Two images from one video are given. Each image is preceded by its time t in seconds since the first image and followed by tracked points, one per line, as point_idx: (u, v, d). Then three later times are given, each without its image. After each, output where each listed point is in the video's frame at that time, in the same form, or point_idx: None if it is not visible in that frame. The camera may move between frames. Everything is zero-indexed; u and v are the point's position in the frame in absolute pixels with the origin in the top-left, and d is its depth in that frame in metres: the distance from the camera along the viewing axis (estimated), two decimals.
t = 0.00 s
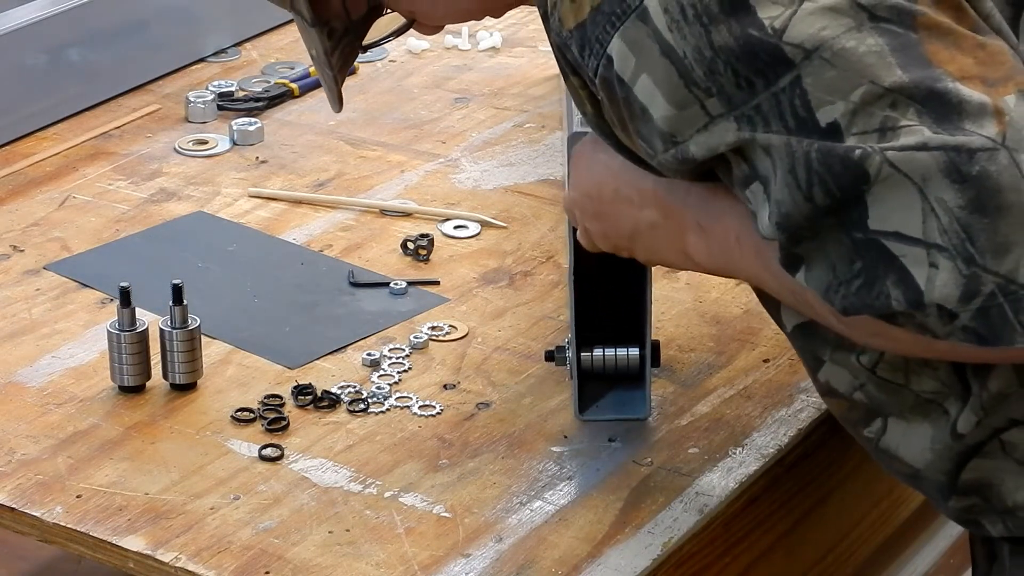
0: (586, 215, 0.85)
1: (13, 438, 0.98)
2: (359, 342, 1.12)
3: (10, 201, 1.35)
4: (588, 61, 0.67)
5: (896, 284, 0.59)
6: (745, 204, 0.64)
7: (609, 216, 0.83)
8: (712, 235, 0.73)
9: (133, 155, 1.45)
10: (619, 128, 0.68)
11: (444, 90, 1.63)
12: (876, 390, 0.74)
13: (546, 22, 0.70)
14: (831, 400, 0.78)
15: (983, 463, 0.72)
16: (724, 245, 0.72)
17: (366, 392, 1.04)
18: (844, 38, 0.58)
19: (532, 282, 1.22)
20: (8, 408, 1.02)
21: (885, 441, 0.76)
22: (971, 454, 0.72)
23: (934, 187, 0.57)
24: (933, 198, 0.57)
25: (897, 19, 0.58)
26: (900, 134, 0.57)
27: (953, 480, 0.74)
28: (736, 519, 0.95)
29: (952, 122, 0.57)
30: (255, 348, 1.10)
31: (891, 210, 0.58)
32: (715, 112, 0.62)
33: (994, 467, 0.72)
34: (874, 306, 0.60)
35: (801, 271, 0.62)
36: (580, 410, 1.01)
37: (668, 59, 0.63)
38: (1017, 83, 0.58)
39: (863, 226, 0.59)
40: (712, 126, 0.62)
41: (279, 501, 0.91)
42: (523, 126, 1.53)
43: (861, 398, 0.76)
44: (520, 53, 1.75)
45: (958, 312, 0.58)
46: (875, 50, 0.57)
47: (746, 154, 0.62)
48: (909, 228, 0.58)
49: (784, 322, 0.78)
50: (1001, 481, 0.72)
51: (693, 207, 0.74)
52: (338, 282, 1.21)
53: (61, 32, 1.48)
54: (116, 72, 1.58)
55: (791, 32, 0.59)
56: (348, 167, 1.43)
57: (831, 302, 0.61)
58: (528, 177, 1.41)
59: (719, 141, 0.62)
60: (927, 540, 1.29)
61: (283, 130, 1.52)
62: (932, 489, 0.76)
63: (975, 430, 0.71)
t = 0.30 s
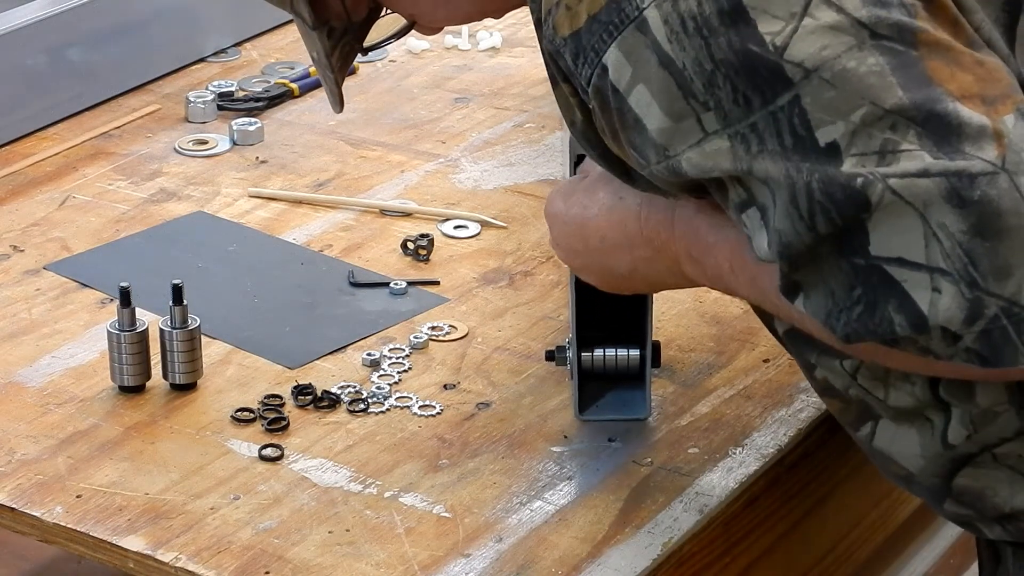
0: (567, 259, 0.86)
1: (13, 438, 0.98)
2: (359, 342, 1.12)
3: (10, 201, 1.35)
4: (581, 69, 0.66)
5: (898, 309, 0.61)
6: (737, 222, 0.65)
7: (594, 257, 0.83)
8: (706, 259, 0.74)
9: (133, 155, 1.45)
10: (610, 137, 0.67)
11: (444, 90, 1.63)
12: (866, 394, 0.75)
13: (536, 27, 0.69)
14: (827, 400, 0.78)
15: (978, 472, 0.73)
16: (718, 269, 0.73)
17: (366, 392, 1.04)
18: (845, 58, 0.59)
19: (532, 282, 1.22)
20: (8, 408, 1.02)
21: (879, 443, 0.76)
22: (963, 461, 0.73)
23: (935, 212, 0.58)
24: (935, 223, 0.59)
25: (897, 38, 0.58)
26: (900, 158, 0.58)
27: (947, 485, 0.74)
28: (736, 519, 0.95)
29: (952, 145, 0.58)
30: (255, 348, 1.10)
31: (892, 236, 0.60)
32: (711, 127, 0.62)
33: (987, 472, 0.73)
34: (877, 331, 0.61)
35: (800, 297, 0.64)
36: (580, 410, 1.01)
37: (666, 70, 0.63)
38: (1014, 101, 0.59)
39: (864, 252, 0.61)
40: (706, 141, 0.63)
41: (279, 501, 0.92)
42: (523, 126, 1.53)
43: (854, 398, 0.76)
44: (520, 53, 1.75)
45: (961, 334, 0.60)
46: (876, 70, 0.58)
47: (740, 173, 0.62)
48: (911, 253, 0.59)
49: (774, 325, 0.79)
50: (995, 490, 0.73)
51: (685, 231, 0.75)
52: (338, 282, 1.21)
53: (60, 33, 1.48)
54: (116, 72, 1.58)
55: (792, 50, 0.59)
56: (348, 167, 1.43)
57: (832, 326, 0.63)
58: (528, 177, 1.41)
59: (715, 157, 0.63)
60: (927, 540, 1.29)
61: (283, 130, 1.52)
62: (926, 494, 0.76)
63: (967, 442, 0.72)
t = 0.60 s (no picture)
0: (556, 273, 0.85)
1: (13, 438, 0.98)
2: (359, 342, 1.12)
3: (10, 201, 1.35)
4: (591, 61, 0.66)
5: (910, 313, 0.60)
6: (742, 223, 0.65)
7: (582, 270, 0.83)
8: (696, 265, 0.74)
9: (132, 155, 1.45)
10: (617, 130, 0.67)
11: (444, 90, 1.63)
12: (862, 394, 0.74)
13: (547, 19, 0.70)
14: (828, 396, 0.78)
15: (984, 468, 0.73)
16: (708, 273, 0.73)
17: (366, 392, 1.04)
18: (864, 60, 0.59)
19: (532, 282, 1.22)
20: (8, 408, 1.02)
21: (883, 439, 0.76)
22: (968, 458, 0.73)
23: (951, 219, 0.59)
24: (951, 230, 0.59)
25: (918, 39, 0.58)
26: (917, 163, 0.58)
27: (951, 482, 0.75)
28: (736, 519, 0.95)
29: (969, 151, 0.58)
30: (255, 348, 1.10)
31: (906, 241, 0.59)
32: (724, 125, 0.62)
33: (992, 469, 0.73)
34: (888, 334, 0.61)
35: (808, 299, 0.63)
36: (580, 410, 1.01)
37: (682, 64, 0.63)
38: None
39: (878, 256, 0.60)
40: (718, 138, 0.62)
41: (279, 501, 0.91)
42: (523, 126, 1.53)
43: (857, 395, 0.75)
44: (520, 53, 1.75)
45: (973, 338, 0.60)
46: (896, 73, 0.58)
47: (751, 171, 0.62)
48: (925, 258, 0.59)
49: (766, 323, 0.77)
50: (999, 486, 0.73)
51: (672, 237, 0.75)
52: (338, 282, 1.21)
53: (61, 33, 1.48)
54: (116, 72, 1.58)
55: (812, 49, 0.59)
56: (348, 167, 1.43)
57: (841, 327, 0.62)
58: (527, 177, 1.41)
59: (727, 155, 0.62)
60: (927, 540, 1.29)
61: (282, 130, 1.52)
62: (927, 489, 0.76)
63: (973, 442, 0.72)
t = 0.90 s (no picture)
0: (545, 267, 0.86)
1: (13, 438, 0.98)
2: (359, 342, 1.12)
3: (10, 201, 1.35)
4: (591, 56, 0.65)
5: (904, 317, 0.60)
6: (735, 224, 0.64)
7: (570, 267, 0.83)
8: (677, 270, 0.74)
9: (132, 155, 1.45)
10: (614, 126, 0.66)
11: (444, 90, 1.63)
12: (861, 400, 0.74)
13: (546, 12, 0.69)
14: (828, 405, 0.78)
15: (987, 470, 0.73)
16: (690, 279, 0.73)
17: (366, 392, 1.04)
18: (865, 63, 0.58)
19: (532, 282, 1.22)
20: (8, 408, 1.02)
21: (887, 443, 0.76)
22: (971, 460, 0.73)
23: (948, 226, 0.58)
24: (947, 236, 0.58)
25: (920, 42, 0.58)
26: (915, 168, 0.58)
27: (954, 485, 0.74)
28: (736, 519, 0.95)
29: (967, 158, 0.57)
30: (255, 348, 1.10)
31: (903, 246, 0.59)
32: (722, 124, 0.62)
33: (995, 472, 0.72)
34: (880, 338, 0.61)
35: (801, 301, 0.63)
36: (580, 410, 1.01)
37: (684, 61, 0.62)
38: None
39: (873, 260, 0.60)
40: (716, 138, 0.62)
41: (279, 501, 0.92)
42: (523, 126, 1.53)
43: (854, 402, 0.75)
44: (520, 53, 1.75)
45: (964, 343, 0.60)
46: (897, 76, 0.58)
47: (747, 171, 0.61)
48: (920, 263, 0.59)
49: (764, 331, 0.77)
50: (1002, 489, 0.73)
51: (655, 241, 0.75)
52: (338, 282, 1.21)
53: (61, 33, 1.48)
54: (116, 72, 1.58)
55: (814, 51, 0.59)
56: (348, 167, 1.43)
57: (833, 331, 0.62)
58: (527, 177, 1.41)
59: (725, 155, 0.62)
60: (927, 540, 1.29)
61: (282, 130, 1.52)
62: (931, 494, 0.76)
63: (976, 445, 0.72)
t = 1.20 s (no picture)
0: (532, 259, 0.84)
1: (13, 438, 0.98)
2: (359, 342, 1.12)
3: (10, 201, 1.35)
4: (582, 39, 0.64)
5: (884, 306, 0.58)
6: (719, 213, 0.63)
7: (556, 259, 0.81)
8: (664, 268, 0.72)
9: (132, 155, 1.45)
10: (604, 111, 0.65)
11: (444, 90, 1.63)
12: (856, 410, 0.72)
13: None
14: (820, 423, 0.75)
15: (985, 476, 0.71)
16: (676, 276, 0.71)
17: (367, 392, 1.04)
18: (852, 53, 0.57)
19: (532, 282, 1.22)
20: (8, 408, 1.02)
21: (884, 455, 0.73)
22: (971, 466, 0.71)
23: (932, 215, 0.56)
24: (930, 225, 0.57)
25: (908, 34, 0.57)
26: (900, 157, 0.56)
27: (954, 493, 0.72)
28: (736, 519, 0.95)
29: (952, 149, 0.56)
30: (255, 348, 1.10)
31: (886, 234, 0.57)
32: (709, 110, 0.60)
33: (995, 476, 0.71)
34: (860, 326, 0.58)
35: (784, 287, 0.60)
36: (580, 410, 1.01)
37: (672, 47, 0.61)
38: (1016, 109, 0.58)
39: (857, 248, 0.58)
40: (702, 124, 0.61)
41: (279, 501, 0.92)
42: (523, 126, 1.53)
43: (843, 418, 0.73)
44: (520, 53, 1.75)
45: (945, 334, 0.57)
46: (884, 67, 0.57)
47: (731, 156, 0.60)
48: (904, 252, 0.57)
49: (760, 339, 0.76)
50: (1001, 496, 0.71)
51: (646, 238, 0.73)
52: (338, 282, 1.21)
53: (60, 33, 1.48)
54: (116, 72, 1.58)
55: (802, 39, 0.58)
56: (348, 167, 1.43)
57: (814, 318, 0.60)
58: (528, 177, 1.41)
59: (711, 141, 0.60)
60: (927, 540, 1.29)
61: (282, 130, 1.52)
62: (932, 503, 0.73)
63: (972, 449, 0.70)
